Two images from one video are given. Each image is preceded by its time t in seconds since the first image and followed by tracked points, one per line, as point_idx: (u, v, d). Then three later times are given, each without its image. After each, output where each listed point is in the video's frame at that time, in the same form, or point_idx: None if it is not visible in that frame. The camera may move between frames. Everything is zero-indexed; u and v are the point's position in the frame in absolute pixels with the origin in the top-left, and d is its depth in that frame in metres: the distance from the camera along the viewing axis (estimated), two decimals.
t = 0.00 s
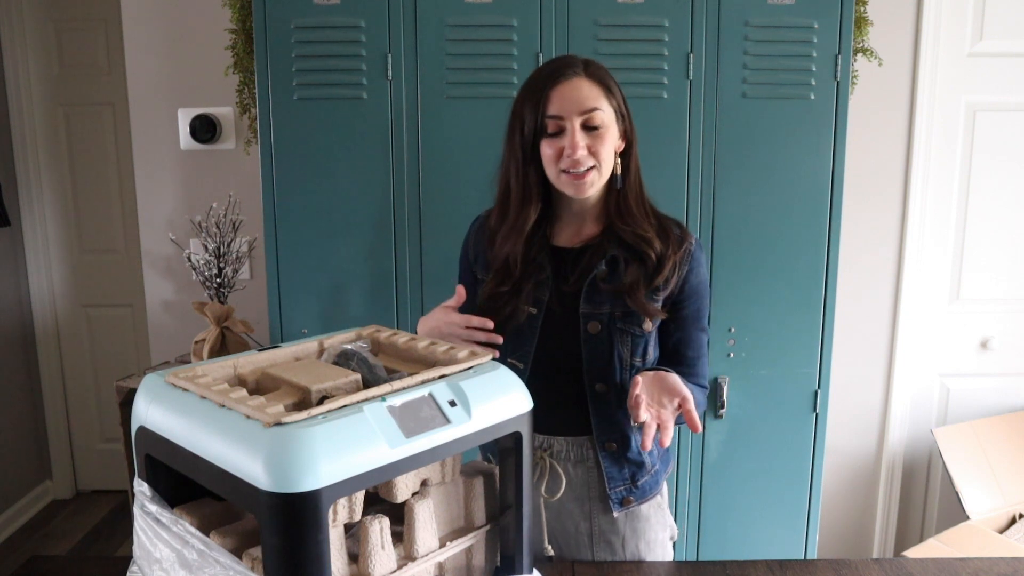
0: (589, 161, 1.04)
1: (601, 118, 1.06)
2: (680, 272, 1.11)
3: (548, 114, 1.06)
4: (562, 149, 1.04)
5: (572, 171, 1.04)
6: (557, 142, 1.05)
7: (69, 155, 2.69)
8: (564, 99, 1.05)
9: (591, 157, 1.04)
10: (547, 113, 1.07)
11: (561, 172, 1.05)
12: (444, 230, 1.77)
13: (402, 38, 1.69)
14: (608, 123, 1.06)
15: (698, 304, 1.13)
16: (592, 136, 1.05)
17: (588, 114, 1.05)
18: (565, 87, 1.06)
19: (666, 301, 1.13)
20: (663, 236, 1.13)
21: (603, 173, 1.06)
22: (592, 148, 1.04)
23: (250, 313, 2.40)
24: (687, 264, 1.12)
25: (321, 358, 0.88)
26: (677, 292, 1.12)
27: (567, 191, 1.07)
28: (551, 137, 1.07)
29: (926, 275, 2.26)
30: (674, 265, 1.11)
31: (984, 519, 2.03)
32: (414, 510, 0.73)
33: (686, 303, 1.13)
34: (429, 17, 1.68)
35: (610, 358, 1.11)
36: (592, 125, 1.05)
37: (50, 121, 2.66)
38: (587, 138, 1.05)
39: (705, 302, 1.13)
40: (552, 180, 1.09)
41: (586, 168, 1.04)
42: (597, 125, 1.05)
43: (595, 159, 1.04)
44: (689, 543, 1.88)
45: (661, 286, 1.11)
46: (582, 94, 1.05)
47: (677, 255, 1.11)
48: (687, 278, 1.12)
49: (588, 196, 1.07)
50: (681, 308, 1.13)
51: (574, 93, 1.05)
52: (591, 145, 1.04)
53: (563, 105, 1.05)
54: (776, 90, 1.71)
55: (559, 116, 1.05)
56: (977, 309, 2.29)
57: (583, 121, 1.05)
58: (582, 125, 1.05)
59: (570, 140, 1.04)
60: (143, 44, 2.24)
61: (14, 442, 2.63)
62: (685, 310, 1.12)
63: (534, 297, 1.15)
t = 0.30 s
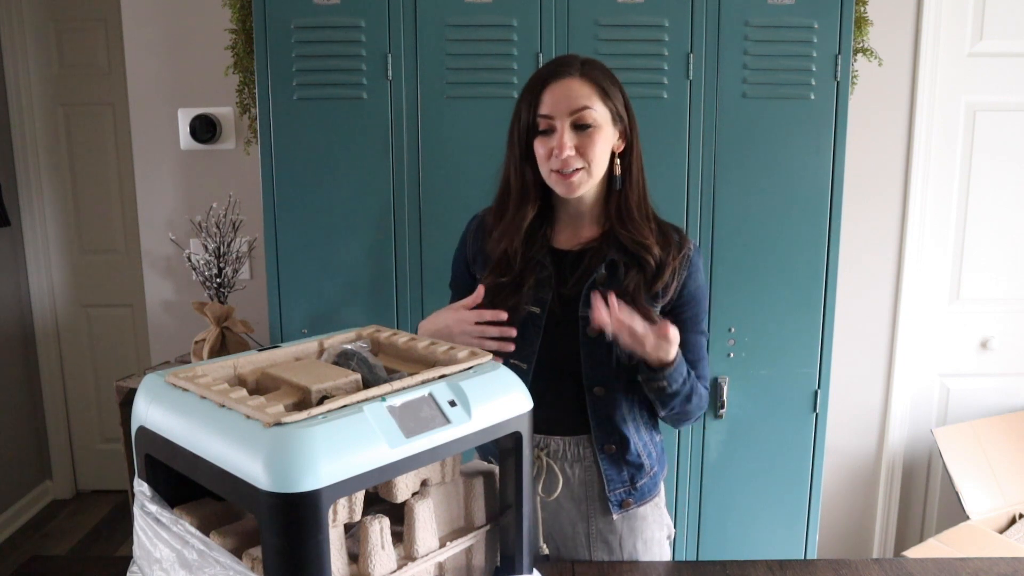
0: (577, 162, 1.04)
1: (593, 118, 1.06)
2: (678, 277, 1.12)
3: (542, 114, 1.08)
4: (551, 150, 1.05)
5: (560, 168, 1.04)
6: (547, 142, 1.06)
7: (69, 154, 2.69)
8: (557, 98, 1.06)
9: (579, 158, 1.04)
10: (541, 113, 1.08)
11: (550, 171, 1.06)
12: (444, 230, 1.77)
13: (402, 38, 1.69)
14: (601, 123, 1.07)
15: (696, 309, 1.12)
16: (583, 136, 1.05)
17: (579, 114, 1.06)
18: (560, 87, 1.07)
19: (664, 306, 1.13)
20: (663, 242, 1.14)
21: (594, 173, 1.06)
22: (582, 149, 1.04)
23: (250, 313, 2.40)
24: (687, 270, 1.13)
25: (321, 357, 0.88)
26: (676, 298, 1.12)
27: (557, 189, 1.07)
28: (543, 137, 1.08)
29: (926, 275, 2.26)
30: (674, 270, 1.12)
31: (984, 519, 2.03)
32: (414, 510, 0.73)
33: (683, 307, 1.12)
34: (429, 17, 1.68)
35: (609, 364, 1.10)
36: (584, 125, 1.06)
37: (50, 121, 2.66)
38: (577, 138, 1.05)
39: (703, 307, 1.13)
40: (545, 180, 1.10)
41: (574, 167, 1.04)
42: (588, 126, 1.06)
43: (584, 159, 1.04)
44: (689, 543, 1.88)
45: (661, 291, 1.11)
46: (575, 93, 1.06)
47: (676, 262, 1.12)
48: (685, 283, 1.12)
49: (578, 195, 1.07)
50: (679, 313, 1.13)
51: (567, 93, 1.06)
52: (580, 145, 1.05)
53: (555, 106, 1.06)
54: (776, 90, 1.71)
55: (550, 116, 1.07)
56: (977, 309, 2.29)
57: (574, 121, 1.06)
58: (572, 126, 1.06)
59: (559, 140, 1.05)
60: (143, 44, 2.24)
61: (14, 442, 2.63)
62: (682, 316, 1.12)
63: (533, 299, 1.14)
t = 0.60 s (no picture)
0: (575, 159, 1.04)
1: (588, 117, 1.06)
2: (677, 275, 1.12)
3: (536, 115, 1.08)
4: (548, 148, 1.05)
5: (559, 169, 1.05)
6: (543, 141, 1.06)
7: (69, 155, 2.69)
8: (551, 98, 1.06)
9: (576, 154, 1.04)
10: (535, 116, 1.08)
11: (549, 170, 1.06)
12: (443, 230, 1.77)
13: (402, 38, 1.69)
14: (596, 121, 1.07)
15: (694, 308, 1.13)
16: (578, 134, 1.05)
17: (573, 114, 1.06)
18: (553, 88, 1.07)
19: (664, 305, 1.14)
20: (664, 241, 1.14)
21: (593, 169, 1.05)
22: (579, 146, 1.04)
23: (250, 313, 2.40)
24: (686, 268, 1.13)
25: (321, 357, 0.88)
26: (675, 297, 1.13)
27: (557, 189, 1.07)
28: (539, 137, 1.08)
29: (926, 275, 2.26)
30: (674, 269, 1.12)
31: (984, 519, 2.03)
32: (414, 510, 0.73)
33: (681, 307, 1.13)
34: (429, 17, 1.68)
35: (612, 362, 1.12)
36: (578, 124, 1.06)
37: (50, 121, 2.66)
38: (572, 136, 1.05)
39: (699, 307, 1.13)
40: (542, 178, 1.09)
41: (573, 166, 1.04)
42: (584, 124, 1.06)
43: (582, 155, 1.04)
44: (689, 543, 1.88)
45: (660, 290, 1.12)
46: (569, 93, 1.06)
47: (677, 260, 1.13)
48: (685, 282, 1.12)
49: (578, 194, 1.07)
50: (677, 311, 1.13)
51: (561, 94, 1.06)
52: (577, 143, 1.05)
53: (550, 107, 1.06)
54: (776, 90, 1.71)
55: (545, 117, 1.07)
56: (977, 309, 2.29)
57: (568, 121, 1.06)
58: (567, 125, 1.06)
59: (555, 139, 1.05)
60: (143, 44, 2.24)
61: (14, 441, 2.63)
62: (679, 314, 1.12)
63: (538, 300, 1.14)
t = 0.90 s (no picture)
0: (575, 168, 1.05)
1: (588, 125, 1.06)
2: (678, 275, 1.13)
3: (535, 124, 1.08)
4: (547, 157, 1.06)
5: (559, 178, 1.06)
6: (542, 150, 1.07)
7: (69, 155, 2.69)
8: (550, 106, 1.06)
9: (576, 164, 1.05)
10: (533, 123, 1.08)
11: (548, 178, 1.07)
12: (443, 230, 1.77)
13: (402, 38, 1.69)
14: (595, 128, 1.07)
15: (694, 306, 1.15)
16: (576, 143, 1.06)
17: (571, 123, 1.05)
18: (550, 95, 1.06)
19: (666, 305, 1.14)
20: (663, 241, 1.14)
21: (592, 178, 1.07)
22: (578, 155, 1.05)
23: (250, 313, 2.40)
24: (686, 268, 1.14)
25: (321, 357, 0.88)
26: (676, 297, 1.14)
27: (557, 198, 1.09)
28: (537, 145, 1.08)
29: (926, 275, 2.26)
30: (674, 269, 1.13)
31: (984, 519, 2.03)
32: (414, 510, 0.73)
33: (682, 306, 1.14)
34: (429, 17, 1.68)
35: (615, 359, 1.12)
36: (577, 132, 1.06)
37: (50, 121, 2.66)
38: (572, 144, 1.05)
39: (700, 305, 1.15)
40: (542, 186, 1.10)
41: (573, 175, 1.05)
42: (582, 132, 1.06)
43: (582, 165, 1.05)
44: (689, 543, 1.88)
45: (661, 290, 1.12)
46: (566, 100, 1.06)
47: (677, 260, 1.13)
48: (686, 281, 1.14)
49: (578, 202, 1.08)
50: (678, 310, 1.14)
51: (558, 101, 1.06)
52: (576, 151, 1.05)
53: (547, 114, 1.06)
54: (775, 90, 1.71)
55: (543, 126, 1.07)
56: (977, 309, 2.29)
57: (567, 129, 1.06)
58: (565, 133, 1.06)
59: (554, 148, 1.05)
60: (143, 44, 2.24)
61: (14, 441, 2.63)
62: (680, 313, 1.14)
63: (539, 302, 1.14)
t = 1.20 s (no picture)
0: (584, 161, 1.04)
1: (595, 119, 1.07)
2: (678, 275, 1.13)
3: (542, 116, 1.08)
4: (557, 150, 1.05)
5: (567, 172, 1.05)
6: (552, 142, 1.06)
7: (69, 155, 2.69)
8: (558, 100, 1.07)
9: (585, 157, 1.04)
10: (540, 116, 1.08)
11: (556, 171, 1.06)
12: (444, 229, 1.77)
13: (402, 38, 1.69)
14: (602, 123, 1.08)
15: (695, 305, 1.14)
16: (586, 136, 1.06)
17: (580, 115, 1.06)
18: (559, 89, 1.07)
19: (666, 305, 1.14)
20: (663, 241, 1.15)
21: (599, 172, 1.06)
22: (587, 148, 1.05)
23: (250, 313, 2.40)
24: (686, 267, 1.14)
25: (321, 357, 0.88)
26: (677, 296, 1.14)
27: (563, 191, 1.07)
28: (545, 138, 1.08)
29: (926, 275, 2.26)
30: (674, 269, 1.13)
31: (984, 519, 2.03)
32: (414, 510, 0.73)
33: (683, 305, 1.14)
34: (429, 17, 1.68)
35: (617, 362, 1.12)
36: (585, 126, 1.07)
37: (50, 121, 2.66)
38: (581, 138, 1.05)
39: (701, 304, 1.14)
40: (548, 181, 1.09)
41: (581, 167, 1.04)
42: (590, 126, 1.06)
43: (590, 159, 1.05)
44: (689, 543, 1.88)
45: (663, 290, 1.12)
46: (573, 95, 1.07)
47: (677, 259, 1.13)
48: (686, 281, 1.14)
49: (584, 196, 1.07)
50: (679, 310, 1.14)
51: (566, 95, 1.07)
52: (585, 145, 1.05)
53: (555, 107, 1.06)
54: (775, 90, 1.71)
55: (552, 118, 1.07)
56: (977, 309, 2.29)
57: (576, 122, 1.06)
58: (575, 126, 1.06)
59: (564, 140, 1.05)
60: (143, 44, 2.24)
61: (14, 441, 2.63)
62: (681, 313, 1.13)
63: (540, 304, 1.14)
